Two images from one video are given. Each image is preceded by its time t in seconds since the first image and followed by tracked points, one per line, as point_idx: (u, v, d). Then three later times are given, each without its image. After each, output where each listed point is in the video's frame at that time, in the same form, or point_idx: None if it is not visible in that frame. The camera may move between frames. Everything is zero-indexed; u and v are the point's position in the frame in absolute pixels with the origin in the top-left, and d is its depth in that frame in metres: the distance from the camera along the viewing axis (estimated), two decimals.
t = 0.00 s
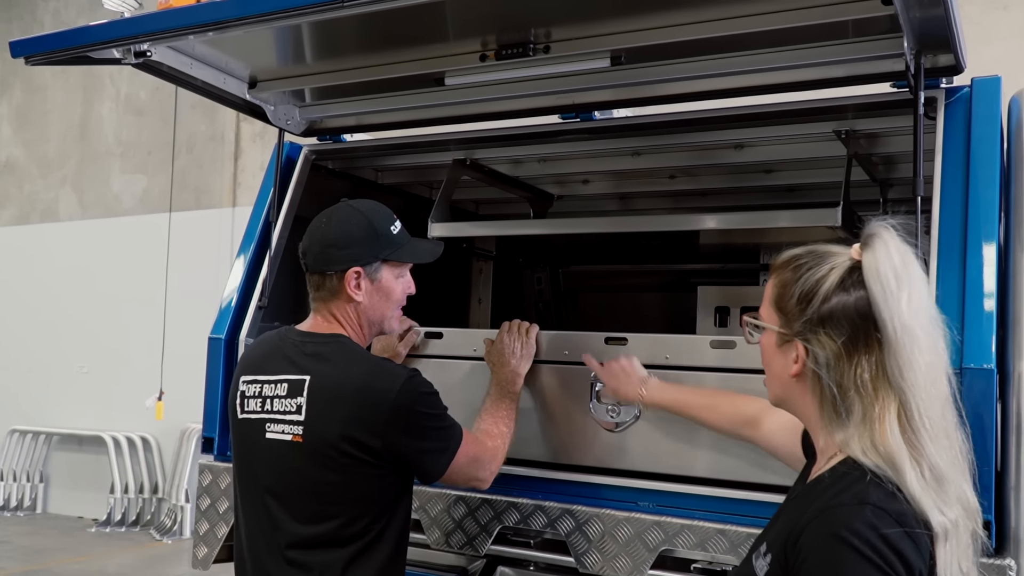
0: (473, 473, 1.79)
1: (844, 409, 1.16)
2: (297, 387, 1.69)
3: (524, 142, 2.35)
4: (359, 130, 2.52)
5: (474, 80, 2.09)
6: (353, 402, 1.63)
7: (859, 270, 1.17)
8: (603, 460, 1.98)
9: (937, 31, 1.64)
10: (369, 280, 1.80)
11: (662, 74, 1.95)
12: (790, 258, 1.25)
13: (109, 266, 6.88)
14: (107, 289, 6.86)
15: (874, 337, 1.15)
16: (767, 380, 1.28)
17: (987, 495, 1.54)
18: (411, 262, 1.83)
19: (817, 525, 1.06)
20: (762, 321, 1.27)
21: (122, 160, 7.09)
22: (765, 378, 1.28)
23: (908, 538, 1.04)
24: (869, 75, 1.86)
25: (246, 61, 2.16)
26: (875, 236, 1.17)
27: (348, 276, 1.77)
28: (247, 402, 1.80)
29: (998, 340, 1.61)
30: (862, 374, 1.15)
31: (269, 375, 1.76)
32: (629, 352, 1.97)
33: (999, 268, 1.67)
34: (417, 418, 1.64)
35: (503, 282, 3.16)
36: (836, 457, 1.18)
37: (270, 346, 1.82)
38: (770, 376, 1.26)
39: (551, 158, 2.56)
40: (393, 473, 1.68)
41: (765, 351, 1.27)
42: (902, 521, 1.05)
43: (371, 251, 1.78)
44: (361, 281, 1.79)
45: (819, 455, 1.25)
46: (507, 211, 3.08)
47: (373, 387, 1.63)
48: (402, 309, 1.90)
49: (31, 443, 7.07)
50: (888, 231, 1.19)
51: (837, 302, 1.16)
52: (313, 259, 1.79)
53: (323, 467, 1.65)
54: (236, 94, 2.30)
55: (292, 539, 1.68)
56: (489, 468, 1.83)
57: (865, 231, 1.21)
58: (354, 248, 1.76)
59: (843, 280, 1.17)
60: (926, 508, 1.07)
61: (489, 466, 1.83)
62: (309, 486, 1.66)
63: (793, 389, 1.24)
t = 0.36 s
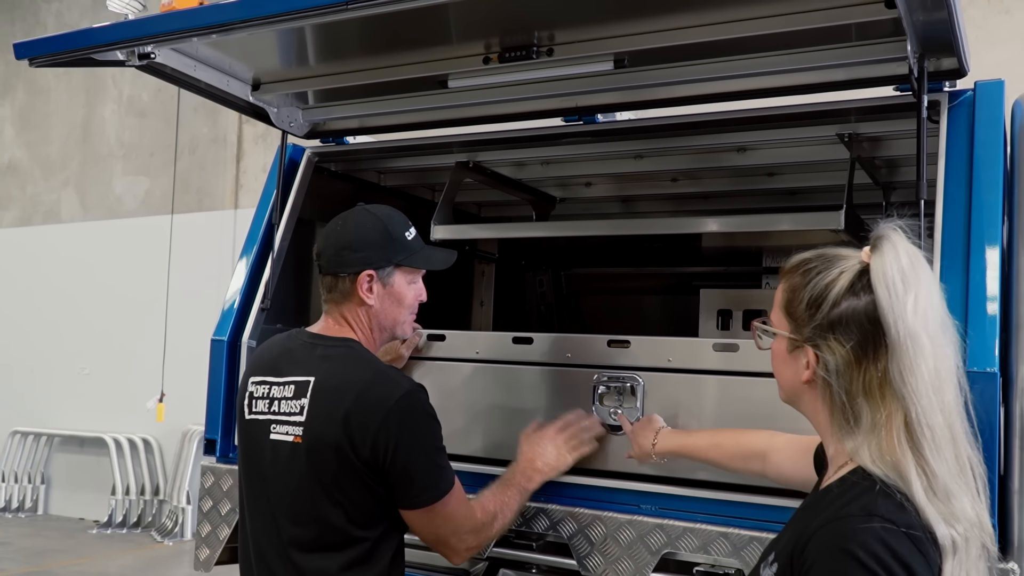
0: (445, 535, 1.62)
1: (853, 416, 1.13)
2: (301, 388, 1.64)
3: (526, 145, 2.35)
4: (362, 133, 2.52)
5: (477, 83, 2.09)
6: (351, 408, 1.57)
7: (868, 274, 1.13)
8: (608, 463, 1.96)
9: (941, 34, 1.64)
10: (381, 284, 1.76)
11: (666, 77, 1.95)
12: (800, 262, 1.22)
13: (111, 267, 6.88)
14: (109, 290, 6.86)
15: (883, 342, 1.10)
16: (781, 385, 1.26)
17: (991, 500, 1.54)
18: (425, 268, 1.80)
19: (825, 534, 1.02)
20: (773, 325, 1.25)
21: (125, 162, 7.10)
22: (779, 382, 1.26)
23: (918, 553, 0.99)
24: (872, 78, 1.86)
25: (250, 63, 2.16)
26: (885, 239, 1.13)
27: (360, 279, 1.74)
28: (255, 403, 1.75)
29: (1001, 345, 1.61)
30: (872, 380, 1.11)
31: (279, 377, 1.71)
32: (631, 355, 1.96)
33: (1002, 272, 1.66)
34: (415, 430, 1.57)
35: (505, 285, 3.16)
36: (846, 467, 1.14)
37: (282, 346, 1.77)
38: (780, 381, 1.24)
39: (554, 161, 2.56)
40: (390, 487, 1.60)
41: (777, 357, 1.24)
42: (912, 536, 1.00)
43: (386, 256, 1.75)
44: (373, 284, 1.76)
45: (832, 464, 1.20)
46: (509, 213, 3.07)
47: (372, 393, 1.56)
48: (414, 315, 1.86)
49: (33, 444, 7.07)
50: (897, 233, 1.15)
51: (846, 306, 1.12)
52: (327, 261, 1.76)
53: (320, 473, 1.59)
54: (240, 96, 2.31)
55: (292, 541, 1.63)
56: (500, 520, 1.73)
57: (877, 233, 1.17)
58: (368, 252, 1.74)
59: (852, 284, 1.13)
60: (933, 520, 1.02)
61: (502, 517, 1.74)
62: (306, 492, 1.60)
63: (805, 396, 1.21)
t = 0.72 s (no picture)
0: (455, 536, 1.60)
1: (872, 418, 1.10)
2: (305, 390, 1.64)
3: (528, 147, 2.35)
4: (364, 134, 2.52)
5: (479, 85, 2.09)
6: (353, 410, 1.56)
7: (907, 275, 1.11)
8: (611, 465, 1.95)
9: (943, 36, 1.64)
10: (383, 285, 1.75)
11: (668, 79, 1.95)
12: (837, 255, 1.19)
13: (113, 269, 6.89)
14: (111, 291, 6.87)
15: (913, 345, 1.08)
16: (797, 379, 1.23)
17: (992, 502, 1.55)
18: (428, 270, 1.78)
19: (839, 535, 1.01)
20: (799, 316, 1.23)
21: (126, 163, 7.10)
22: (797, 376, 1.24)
23: (933, 556, 0.98)
24: (874, 80, 1.86)
25: (252, 64, 2.16)
26: (927, 243, 1.11)
27: (361, 280, 1.74)
28: (262, 405, 1.74)
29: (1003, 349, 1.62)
30: (896, 382, 1.09)
31: (286, 378, 1.70)
32: (633, 356, 1.96)
33: (1005, 275, 1.66)
34: (417, 434, 1.54)
35: (506, 287, 3.16)
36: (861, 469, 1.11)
37: (287, 347, 1.77)
38: (798, 374, 1.21)
39: (555, 162, 2.56)
40: (393, 489, 1.57)
41: (797, 349, 1.22)
42: (928, 538, 0.99)
43: (387, 256, 1.74)
44: (375, 285, 1.75)
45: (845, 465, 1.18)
46: (511, 215, 3.07)
47: (373, 395, 1.55)
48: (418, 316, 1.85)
49: (34, 446, 7.07)
50: (943, 239, 1.13)
51: (878, 305, 1.10)
52: (332, 261, 1.77)
53: (323, 476, 1.58)
54: (241, 97, 2.31)
55: (297, 543, 1.62)
56: (503, 523, 1.74)
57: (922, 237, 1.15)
58: (370, 252, 1.73)
59: (888, 283, 1.11)
60: (949, 526, 1.00)
61: (505, 520, 1.75)
62: (311, 494, 1.60)
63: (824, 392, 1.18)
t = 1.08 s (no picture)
0: (461, 534, 1.59)
1: (921, 404, 1.06)
2: (305, 394, 1.63)
3: (527, 149, 2.35)
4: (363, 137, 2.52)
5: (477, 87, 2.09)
6: (352, 414, 1.55)
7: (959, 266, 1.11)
8: (612, 467, 1.95)
9: (942, 36, 1.64)
10: (383, 285, 1.75)
11: (667, 80, 1.95)
12: (875, 249, 1.18)
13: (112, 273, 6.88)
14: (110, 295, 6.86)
15: (970, 331, 1.06)
16: (826, 376, 1.18)
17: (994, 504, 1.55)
18: (428, 268, 1.78)
19: (863, 531, 0.98)
20: (831, 309, 1.19)
21: (124, 167, 7.10)
22: (824, 372, 1.18)
23: (966, 550, 0.94)
24: (873, 80, 1.86)
25: (250, 67, 2.16)
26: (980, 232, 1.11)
27: (360, 280, 1.73)
28: (262, 409, 1.74)
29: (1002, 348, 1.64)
30: (957, 368, 1.05)
31: (285, 382, 1.69)
32: (633, 358, 1.96)
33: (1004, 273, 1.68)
34: (416, 437, 1.54)
35: (505, 289, 3.16)
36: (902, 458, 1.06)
37: (288, 350, 1.76)
38: (833, 368, 1.16)
39: (554, 164, 2.56)
40: (394, 492, 1.56)
41: (832, 343, 1.17)
42: (960, 533, 0.95)
43: (386, 256, 1.74)
44: (374, 286, 1.74)
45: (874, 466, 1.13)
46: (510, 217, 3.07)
47: (372, 399, 1.54)
48: (420, 317, 1.83)
49: (33, 450, 7.06)
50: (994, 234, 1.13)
51: (935, 290, 1.08)
52: (331, 264, 1.76)
53: (323, 480, 1.57)
54: (240, 100, 2.31)
55: (301, 548, 1.62)
56: (506, 522, 1.74)
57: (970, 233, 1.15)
58: (371, 252, 1.73)
59: (942, 271, 1.10)
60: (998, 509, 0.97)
61: (508, 518, 1.75)
62: (312, 499, 1.59)
63: (860, 385, 1.14)
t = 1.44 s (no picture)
0: (431, 531, 1.59)
1: (922, 399, 1.10)
2: (272, 395, 1.62)
3: (500, 149, 2.35)
4: (335, 137, 2.51)
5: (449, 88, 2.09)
6: (317, 417, 1.54)
7: (944, 258, 1.18)
8: (585, 466, 1.96)
9: (908, 39, 1.65)
10: (343, 285, 1.73)
11: (638, 81, 1.96)
12: (865, 248, 1.24)
13: (82, 274, 6.80)
14: (81, 296, 6.77)
15: (965, 320, 1.13)
16: (824, 380, 1.21)
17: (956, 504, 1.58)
18: (390, 268, 1.74)
19: (858, 530, 1.01)
20: (828, 313, 1.22)
21: (95, 167, 7.01)
22: (822, 377, 1.21)
23: (963, 547, 0.97)
24: (840, 83, 1.88)
25: (220, 68, 2.15)
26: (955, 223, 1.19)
27: (320, 281, 1.72)
28: (231, 411, 1.73)
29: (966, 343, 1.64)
30: (956, 358, 1.11)
31: (253, 384, 1.68)
32: (604, 358, 1.96)
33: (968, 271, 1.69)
34: (381, 438, 1.53)
35: (480, 290, 3.16)
36: (903, 454, 1.11)
37: (256, 352, 1.75)
38: (833, 372, 1.19)
39: (527, 165, 2.56)
40: (362, 493, 1.55)
41: (829, 347, 1.21)
42: (958, 531, 0.98)
43: (345, 256, 1.72)
44: (334, 286, 1.73)
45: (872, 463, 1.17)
46: (484, 217, 3.07)
47: (337, 401, 1.53)
48: (390, 316, 1.80)
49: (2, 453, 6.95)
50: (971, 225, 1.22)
51: (930, 281, 1.14)
52: (294, 267, 1.75)
53: (290, 482, 1.57)
54: (210, 101, 2.29)
55: (270, 551, 1.60)
56: (478, 518, 1.74)
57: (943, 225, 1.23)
58: (329, 251, 1.72)
59: (932, 263, 1.16)
60: (997, 497, 1.03)
61: (480, 516, 1.75)
62: (280, 502, 1.58)
63: (861, 387, 1.17)
